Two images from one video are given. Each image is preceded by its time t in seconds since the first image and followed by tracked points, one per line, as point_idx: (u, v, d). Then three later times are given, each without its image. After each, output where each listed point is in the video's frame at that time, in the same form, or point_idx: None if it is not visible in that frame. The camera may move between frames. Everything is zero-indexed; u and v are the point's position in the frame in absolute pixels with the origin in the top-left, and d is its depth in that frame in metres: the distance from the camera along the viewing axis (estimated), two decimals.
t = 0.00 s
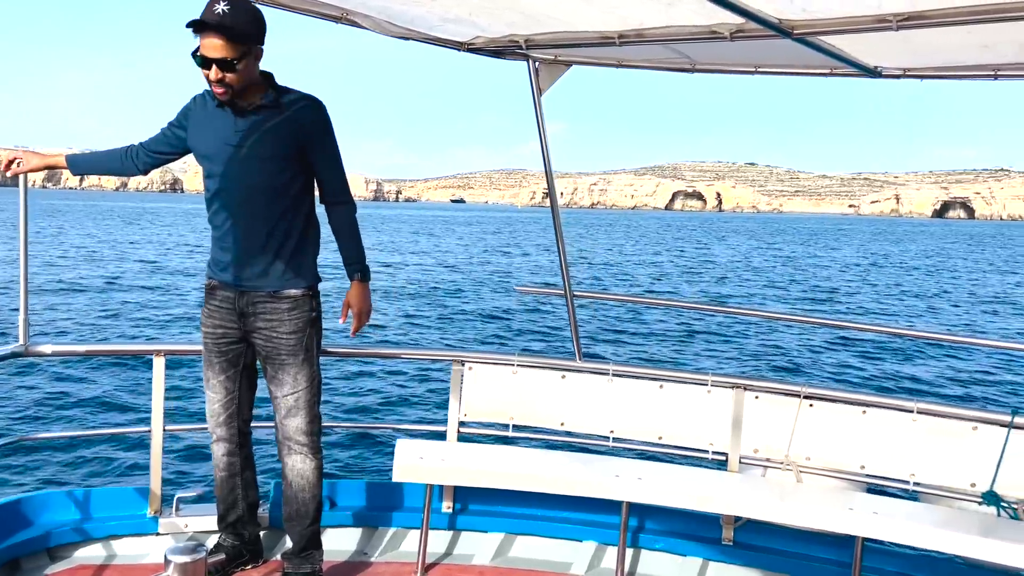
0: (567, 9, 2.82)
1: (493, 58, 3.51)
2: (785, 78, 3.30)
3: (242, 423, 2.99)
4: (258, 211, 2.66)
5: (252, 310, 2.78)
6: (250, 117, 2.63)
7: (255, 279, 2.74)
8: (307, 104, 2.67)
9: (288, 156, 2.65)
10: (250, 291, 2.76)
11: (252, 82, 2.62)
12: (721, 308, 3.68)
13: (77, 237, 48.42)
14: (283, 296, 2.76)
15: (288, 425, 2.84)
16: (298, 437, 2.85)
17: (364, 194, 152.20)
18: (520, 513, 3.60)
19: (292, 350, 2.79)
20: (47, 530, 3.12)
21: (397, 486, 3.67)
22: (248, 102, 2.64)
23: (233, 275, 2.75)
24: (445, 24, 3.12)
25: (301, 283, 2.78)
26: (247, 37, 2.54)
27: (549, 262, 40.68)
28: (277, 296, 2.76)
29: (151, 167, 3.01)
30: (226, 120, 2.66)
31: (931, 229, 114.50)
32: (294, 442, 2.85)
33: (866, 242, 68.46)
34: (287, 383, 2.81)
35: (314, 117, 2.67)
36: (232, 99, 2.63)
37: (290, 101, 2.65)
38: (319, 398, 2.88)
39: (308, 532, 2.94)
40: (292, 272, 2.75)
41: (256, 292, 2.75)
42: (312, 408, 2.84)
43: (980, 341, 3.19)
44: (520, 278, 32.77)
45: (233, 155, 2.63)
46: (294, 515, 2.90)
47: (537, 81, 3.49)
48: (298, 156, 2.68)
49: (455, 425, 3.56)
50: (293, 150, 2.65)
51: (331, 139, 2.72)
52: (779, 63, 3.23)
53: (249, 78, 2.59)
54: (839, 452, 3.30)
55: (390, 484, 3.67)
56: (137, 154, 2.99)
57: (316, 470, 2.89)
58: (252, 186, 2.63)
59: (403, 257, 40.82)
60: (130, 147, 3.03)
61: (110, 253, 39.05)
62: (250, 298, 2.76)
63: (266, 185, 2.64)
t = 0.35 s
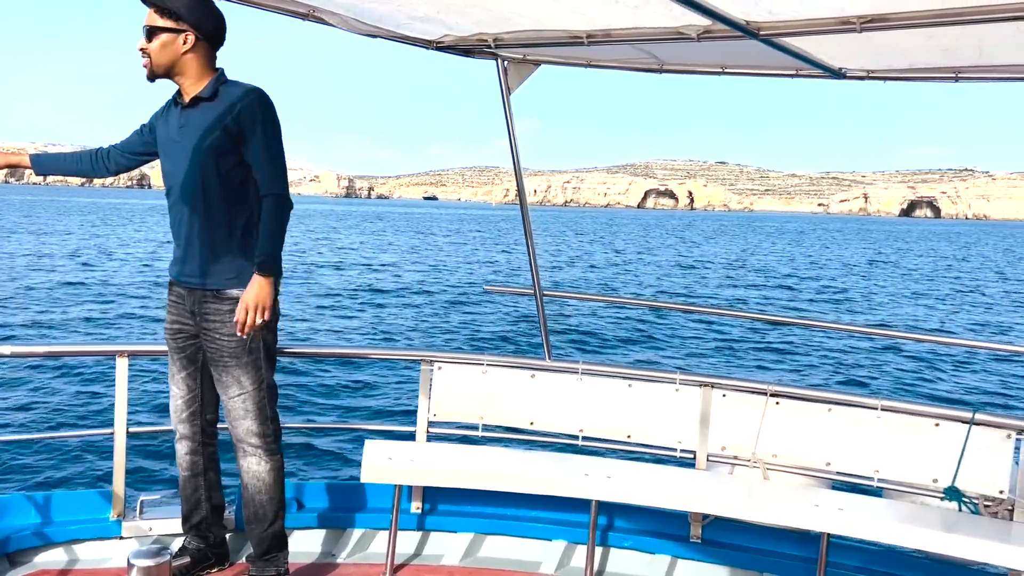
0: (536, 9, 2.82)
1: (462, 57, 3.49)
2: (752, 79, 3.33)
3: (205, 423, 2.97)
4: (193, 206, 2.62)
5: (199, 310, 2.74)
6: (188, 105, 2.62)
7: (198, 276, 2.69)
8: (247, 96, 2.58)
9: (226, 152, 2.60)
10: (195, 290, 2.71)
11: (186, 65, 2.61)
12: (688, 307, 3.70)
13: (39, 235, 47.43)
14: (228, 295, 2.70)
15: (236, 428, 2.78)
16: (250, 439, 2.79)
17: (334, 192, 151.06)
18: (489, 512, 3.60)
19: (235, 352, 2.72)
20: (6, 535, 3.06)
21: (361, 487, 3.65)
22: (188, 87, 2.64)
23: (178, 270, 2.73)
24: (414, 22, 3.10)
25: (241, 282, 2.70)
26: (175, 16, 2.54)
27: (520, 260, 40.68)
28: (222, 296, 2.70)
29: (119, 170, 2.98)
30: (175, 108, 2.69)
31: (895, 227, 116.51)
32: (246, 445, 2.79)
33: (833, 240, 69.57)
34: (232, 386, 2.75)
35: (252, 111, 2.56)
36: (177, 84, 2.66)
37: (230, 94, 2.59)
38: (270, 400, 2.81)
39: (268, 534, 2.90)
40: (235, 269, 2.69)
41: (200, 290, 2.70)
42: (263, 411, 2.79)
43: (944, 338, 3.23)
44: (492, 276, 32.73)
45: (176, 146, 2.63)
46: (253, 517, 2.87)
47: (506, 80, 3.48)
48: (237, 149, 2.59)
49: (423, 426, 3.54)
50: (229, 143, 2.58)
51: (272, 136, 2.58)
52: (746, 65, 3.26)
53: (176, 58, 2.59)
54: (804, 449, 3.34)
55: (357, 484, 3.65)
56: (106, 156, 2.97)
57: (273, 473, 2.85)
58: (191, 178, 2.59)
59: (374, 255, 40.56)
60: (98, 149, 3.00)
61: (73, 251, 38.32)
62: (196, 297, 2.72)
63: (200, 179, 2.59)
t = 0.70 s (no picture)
0: (505, 3, 2.80)
1: (429, 51, 3.45)
2: (720, 77, 3.35)
3: (166, 419, 2.91)
4: (142, 199, 2.59)
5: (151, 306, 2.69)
6: (136, 98, 2.58)
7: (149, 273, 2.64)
8: (188, 86, 2.51)
9: (170, 144, 2.56)
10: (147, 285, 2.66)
11: (132, 57, 2.59)
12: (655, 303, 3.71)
13: None
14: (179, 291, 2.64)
15: (188, 425, 2.73)
16: (203, 437, 2.76)
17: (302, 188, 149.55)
18: (456, 510, 3.58)
19: (186, 349, 2.67)
20: None
21: (327, 486, 3.62)
22: (137, 80, 2.61)
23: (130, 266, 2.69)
24: (381, 15, 3.06)
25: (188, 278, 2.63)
26: (119, 8, 2.52)
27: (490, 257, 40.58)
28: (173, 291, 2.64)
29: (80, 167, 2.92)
30: (127, 102, 2.66)
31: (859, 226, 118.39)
32: (200, 443, 2.76)
33: (800, 238, 70.44)
34: (184, 382, 2.70)
35: (190, 102, 2.49)
36: (126, 79, 2.62)
37: (172, 84, 2.53)
38: (222, 398, 2.77)
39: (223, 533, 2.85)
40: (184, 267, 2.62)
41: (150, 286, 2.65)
42: (214, 408, 2.74)
43: (907, 334, 3.27)
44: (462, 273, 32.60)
45: (126, 141, 2.60)
46: (209, 517, 2.83)
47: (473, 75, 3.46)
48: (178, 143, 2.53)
49: (390, 423, 3.50)
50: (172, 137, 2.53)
51: (210, 128, 2.50)
52: (713, 62, 3.27)
53: (122, 51, 2.57)
54: (770, 444, 3.37)
55: (322, 483, 3.62)
56: (67, 154, 2.91)
57: (227, 472, 2.81)
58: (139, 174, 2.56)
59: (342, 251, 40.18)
60: (59, 148, 2.94)
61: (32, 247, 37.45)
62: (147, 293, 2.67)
63: (147, 175, 2.56)
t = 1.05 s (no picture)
0: None
1: (389, 38, 3.40)
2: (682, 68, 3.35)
3: (119, 415, 2.84)
4: (87, 190, 2.52)
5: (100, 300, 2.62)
6: (77, 86, 2.51)
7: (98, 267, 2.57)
8: (132, 73, 2.45)
9: (115, 134, 2.48)
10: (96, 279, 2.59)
11: (73, 43, 2.52)
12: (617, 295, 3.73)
13: None
14: (128, 284, 2.57)
15: (140, 421, 2.67)
16: (156, 432, 2.69)
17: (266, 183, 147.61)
18: (418, 503, 3.54)
19: (137, 343, 2.60)
20: None
21: (286, 481, 3.56)
22: (78, 67, 2.54)
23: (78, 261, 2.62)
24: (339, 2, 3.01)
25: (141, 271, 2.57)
26: None
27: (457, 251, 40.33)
28: (123, 284, 2.57)
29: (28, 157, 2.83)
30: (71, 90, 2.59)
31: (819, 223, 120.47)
32: (153, 437, 2.69)
33: (764, 236, 71.11)
34: (136, 377, 2.63)
35: (136, 89, 2.44)
36: (67, 65, 2.55)
37: (115, 70, 2.47)
38: (176, 391, 2.70)
39: (179, 531, 2.79)
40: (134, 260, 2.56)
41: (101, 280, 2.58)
42: (167, 402, 2.68)
43: (865, 325, 3.29)
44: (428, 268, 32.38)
45: (68, 131, 2.52)
46: (163, 514, 2.76)
47: (434, 63, 3.41)
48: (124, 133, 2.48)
49: (351, 417, 3.45)
50: (119, 127, 2.47)
51: (159, 118, 2.45)
52: (675, 54, 3.27)
53: (61, 36, 2.51)
54: (730, 434, 3.38)
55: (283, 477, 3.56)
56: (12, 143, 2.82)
57: (181, 467, 2.74)
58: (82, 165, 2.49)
59: (306, 247, 39.66)
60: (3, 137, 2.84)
61: None
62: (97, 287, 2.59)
63: (92, 166, 2.49)
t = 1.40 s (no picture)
0: None
1: (344, 26, 3.34)
2: (641, 59, 3.34)
3: (68, 413, 2.75)
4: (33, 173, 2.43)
5: (50, 293, 2.51)
6: (24, 71, 2.41)
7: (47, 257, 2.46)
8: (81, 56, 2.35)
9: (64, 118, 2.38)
10: (45, 271, 2.48)
11: (16, 29, 2.42)
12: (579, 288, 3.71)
13: None
14: (81, 277, 2.48)
15: (92, 420, 2.57)
16: (110, 431, 2.60)
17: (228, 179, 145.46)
18: (378, 500, 3.49)
19: (89, 339, 2.51)
20: None
21: (244, 479, 3.49)
22: (23, 52, 2.44)
23: (26, 252, 2.50)
24: None
25: (94, 263, 2.47)
26: None
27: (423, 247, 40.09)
28: (74, 277, 2.47)
29: None
30: (17, 77, 2.49)
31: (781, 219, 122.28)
32: (106, 437, 2.60)
33: (729, 232, 71.63)
34: (88, 374, 2.54)
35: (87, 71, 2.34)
36: (12, 52, 2.45)
37: (65, 55, 2.37)
38: (131, 388, 2.61)
39: (133, 531, 2.71)
40: (86, 250, 2.46)
41: (51, 273, 2.47)
42: (121, 400, 2.59)
43: (824, 316, 3.31)
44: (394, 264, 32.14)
45: (16, 114, 2.42)
46: (116, 515, 2.67)
47: (391, 53, 3.36)
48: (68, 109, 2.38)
49: (309, 414, 3.39)
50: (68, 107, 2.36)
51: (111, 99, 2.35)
52: (635, 45, 3.26)
53: (3, 22, 2.41)
54: (691, 426, 3.38)
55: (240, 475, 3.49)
56: None
57: (136, 467, 2.66)
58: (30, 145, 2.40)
59: (270, 244, 39.12)
60: None
61: None
62: (46, 279, 2.49)
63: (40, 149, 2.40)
